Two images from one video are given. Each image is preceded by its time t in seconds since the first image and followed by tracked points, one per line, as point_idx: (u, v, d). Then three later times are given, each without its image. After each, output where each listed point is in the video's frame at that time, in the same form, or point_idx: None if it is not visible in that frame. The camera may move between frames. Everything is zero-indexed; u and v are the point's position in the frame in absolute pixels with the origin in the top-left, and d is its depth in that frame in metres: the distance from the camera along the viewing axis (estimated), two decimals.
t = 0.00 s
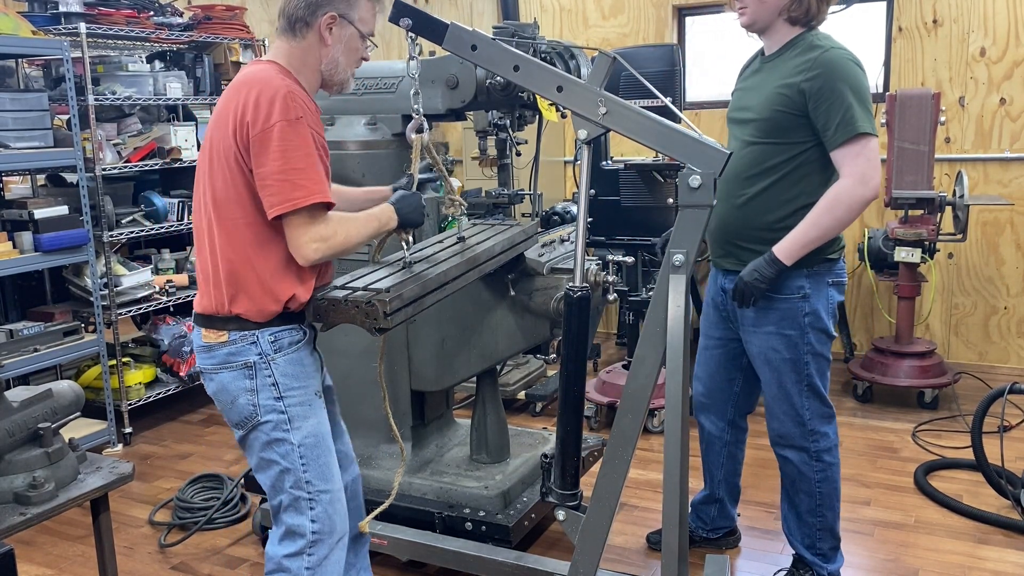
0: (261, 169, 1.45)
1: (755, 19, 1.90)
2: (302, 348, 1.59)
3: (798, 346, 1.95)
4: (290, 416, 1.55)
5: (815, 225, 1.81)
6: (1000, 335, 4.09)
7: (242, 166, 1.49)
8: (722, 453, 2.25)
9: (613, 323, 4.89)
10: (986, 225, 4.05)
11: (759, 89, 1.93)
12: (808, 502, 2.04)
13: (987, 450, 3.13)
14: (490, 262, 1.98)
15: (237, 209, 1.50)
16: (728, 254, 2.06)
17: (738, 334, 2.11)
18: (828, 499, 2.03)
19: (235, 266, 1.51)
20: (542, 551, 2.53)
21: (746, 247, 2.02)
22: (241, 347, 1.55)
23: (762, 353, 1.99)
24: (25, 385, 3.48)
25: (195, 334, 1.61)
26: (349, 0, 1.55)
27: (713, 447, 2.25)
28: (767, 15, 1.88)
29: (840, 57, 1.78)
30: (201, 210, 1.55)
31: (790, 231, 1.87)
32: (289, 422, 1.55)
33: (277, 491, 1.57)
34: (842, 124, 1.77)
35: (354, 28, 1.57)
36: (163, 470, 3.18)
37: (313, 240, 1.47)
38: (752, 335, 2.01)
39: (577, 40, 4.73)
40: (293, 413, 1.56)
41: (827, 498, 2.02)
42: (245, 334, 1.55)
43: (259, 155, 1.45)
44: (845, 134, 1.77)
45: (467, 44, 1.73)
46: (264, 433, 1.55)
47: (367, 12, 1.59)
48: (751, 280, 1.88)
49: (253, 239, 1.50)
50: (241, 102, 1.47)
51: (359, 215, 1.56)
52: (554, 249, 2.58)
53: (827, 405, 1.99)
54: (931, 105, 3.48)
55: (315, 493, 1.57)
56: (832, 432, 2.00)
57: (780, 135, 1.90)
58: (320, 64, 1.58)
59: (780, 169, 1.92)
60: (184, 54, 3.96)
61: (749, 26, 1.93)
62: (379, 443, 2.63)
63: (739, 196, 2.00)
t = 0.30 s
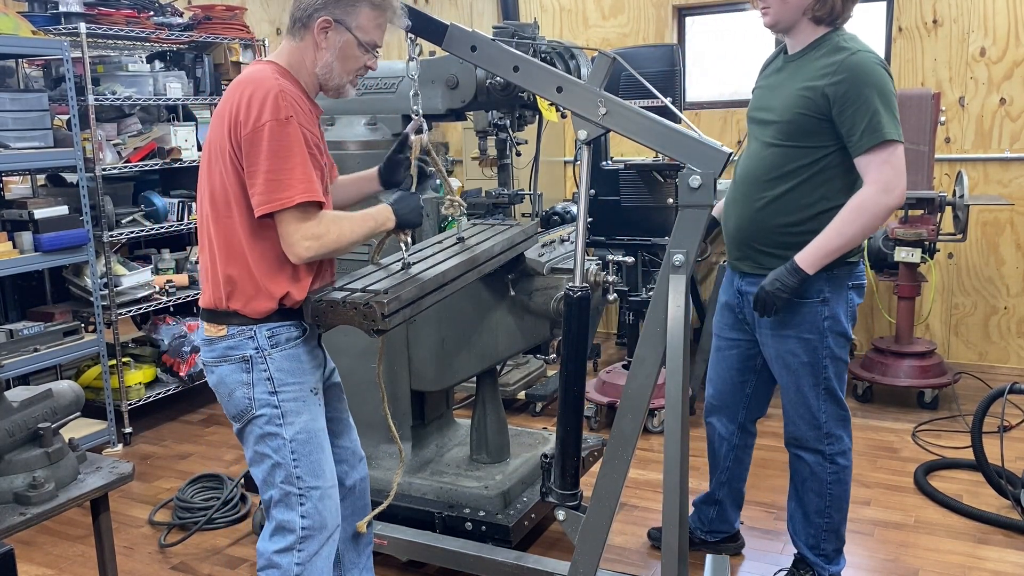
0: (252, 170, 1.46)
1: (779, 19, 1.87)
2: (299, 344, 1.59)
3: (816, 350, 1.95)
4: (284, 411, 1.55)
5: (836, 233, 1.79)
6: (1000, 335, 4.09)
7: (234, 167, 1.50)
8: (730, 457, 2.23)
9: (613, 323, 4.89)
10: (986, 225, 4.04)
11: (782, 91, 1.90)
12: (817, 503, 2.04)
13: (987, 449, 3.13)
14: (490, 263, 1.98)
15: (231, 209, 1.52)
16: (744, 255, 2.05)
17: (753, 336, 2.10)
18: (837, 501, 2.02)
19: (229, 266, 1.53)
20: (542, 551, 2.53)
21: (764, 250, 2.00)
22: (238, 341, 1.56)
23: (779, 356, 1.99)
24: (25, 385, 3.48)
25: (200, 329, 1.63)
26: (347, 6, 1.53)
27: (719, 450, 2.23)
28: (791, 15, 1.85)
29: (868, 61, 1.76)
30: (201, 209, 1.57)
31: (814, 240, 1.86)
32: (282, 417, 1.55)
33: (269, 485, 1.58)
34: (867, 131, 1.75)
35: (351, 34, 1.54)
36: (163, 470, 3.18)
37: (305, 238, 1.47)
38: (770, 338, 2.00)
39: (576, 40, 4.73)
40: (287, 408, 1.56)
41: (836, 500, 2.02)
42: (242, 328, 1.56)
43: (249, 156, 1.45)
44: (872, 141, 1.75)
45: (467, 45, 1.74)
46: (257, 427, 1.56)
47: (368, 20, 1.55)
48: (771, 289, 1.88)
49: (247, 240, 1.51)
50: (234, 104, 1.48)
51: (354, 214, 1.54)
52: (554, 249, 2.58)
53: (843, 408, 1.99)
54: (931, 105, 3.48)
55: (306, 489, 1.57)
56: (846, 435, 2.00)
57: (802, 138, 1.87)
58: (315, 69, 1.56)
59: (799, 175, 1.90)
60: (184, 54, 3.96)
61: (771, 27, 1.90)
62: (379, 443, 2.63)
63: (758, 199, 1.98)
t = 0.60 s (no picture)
0: (248, 169, 1.46)
1: (793, 18, 1.86)
2: (299, 344, 1.59)
3: (823, 352, 1.95)
4: (281, 410, 1.55)
5: (850, 235, 1.80)
6: (999, 335, 4.09)
7: (232, 167, 1.50)
8: (736, 459, 2.21)
9: (613, 323, 4.89)
10: (986, 225, 4.04)
11: (795, 91, 1.90)
12: (819, 503, 2.04)
13: (987, 450, 3.13)
14: (489, 264, 1.98)
15: (228, 209, 1.52)
16: (748, 253, 2.05)
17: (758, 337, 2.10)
18: (839, 502, 2.03)
19: (228, 265, 1.54)
20: (542, 551, 2.53)
21: (770, 250, 2.00)
22: (238, 340, 1.56)
23: (784, 357, 1.99)
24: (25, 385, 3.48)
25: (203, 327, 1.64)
26: (347, 13, 1.52)
27: (724, 451, 2.21)
28: (806, 15, 1.85)
29: (885, 64, 1.76)
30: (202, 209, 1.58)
31: (827, 243, 1.87)
32: (279, 416, 1.55)
33: (266, 483, 1.58)
34: (883, 134, 1.76)
35: (349, 41, 1.54)
36: (163, 470, 3.18)
37: (301, 238, 1.47)
38: (775, 339, 2.00)
39: (576, 40, 4.73)
40: (284, 407, 1.55)
41: (839, 500, 2.02)
42: (242, 327, 1.56)
43: (246, 156, 1.46)
44: (889, 145, 1.75)
45: (467, 47, 1.74)
46: (256, 426, 1.56)
47: (368, 28, 1.54)
48: (785, 295, 1.88)
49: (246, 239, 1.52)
50: (233, 104, 1.48)
51: (353, 215, 1.54)
52: (554, 249, 2.58)
53: (848, 411, 1.99)
54: (931, 105, 3.49)
55: (302, 489, 1.57)
56: (850, 436, 2.00)
57: (815, 139, 1.87)
58: (313, 72, 1.56)
59: (810, 176, 1.90)
60: (184, 54, 3.96)
61: (785, 27, 1.89)
62: (379, 443, 2.63)
63: (766, 198, 1.97)
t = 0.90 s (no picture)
0: (245, 167, 1.46)
1: (798, 18, 1.86)
2: (299, 344, 1.59)
3: (825, 351, 1.95)
4: (281, 410, 1.55)
5: (856, 237, 1.80)
6: (999, 335, 4.09)
7: (230, 164, 1.51)
8: (738, 459, 2.21)
9: (614, 323, 4.89)
10: (986, 225, 4.04)
11: (800, 91, 1.90)
12: (820, 503, 2.04)
13: (987, 450, 3.13)
14: (490, 265, 1.98)
15: (227, 207, 1.53)
16: (750, 252, 2.05)
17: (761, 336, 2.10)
18: (841, 502, 2.03)
19: (228, 264, 1.55)
20: (542, 551, 2.53)
21: (773, 249, 2.00)
22: (238, 339, 1.56)
23: (787, 358, 1.99)
24: (25, 385, 3.48)
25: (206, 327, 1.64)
26: (346, 19, 1.52)
27: (726, 451, 2.22)
28: (811, 15, 1.84)
29: (892, 65, 1.76)
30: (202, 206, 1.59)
31: (832, 246, 1.87)
32: (279, 415, 1.55)
33: (265, 483, 1.58)
34: (890, 135, 1.76)
35: (347, 46, 1.53)
36: (163, 470, 3.18)
37: (300, 236, 1.47)
38: (777, 339, 2.00)
39: (576, 41, 4.73)
40: (284, 406, 1.55)
41: (840, 500, 2.02)
42: (243, 326, 1.57)
43: (243, 153, 1.46)
44: (896, 147, 1.76)
45: (467, 47, 1.74)
46: (255, 425, 1.56)
47: (366, 35, 1.54)
48: (791, 297, 1.88)
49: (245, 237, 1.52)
50: (233, 102, 1.48)
51: (351, 216, 1.54)
52: (554, 249, 2.58)
53: (850, 411, 1.98)
54: (931, 105, 3.49)
55: (301, 489, 1.57)
56: (852, 436, 2.00)
57: (820, 139, 1.87)
58: (312, 73, 1.55)
59: (814, 176, 1.90)
60: (184, 54, 3.96)
61: (790, 28, 1.89)
62: (379, 443, 2.63)
63: (769, 198, 1.97)
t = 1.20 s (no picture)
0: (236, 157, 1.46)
1: (800, 19, 1.86)
2: (296, 344, 1.58)
3: (827, 351, 1.95)
4: (277, 410, 1.55)
5: (860, 237, 1.80)
6: (999, 335, 4.09)
7: (223, 160, 1.52)
8: (740, 459, 2.21)
9: (614, 323, 4.89)
10: (986, 225, 4.04)
11: (802, 92, 1.90)
12: (821, 503, 2.04)
13: (987, 450, 3.13)
14: (490, 266, 1.99)
15: (222, 203, 1.53)
16: (754, 253, 2.05)
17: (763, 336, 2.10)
18: (842, 502, 2.03)
19: (228, 261, 1.55)
20: (542, 551, 2.53)
21: (777, 250, 2.00)
22: (235, 339, 1.57)
23: (790, 357, 1.99)
24: (25, 385, 3.48)
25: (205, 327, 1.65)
26: (328, 12, 1.52)
27: (729, 451, 2.22)
28: (813, 15, 1.85)
29: (894, 66, 1.76)
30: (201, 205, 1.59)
31: (837, 247, 1.87)
32: (275, 416, 1.55)
33: (264, 484, 1.58)
34: (893, 135, 1.76)
35: (330, 39, 1.53)
36: (163, 470, 3.18)
37: (279, 220, 1.43)
38: (779, 338, 2.00)
39: (576, 41, 4.73)
40: (280, 407, 1.55)
41: (841, 500, 2.02)
42: (239, 326, 1.57)
43: (235, 146, 1.46)
44: (900, 147, 1.76)
45: (466, 48, 1.74)
46: (253, 425, 1.56)
47: (349, 28, 1.54)
48: (796, 299, 1.88)
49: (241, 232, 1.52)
50: (229, 96, 1.49)
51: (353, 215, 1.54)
52: (554, 249, 2.58)
53: (852, 411, 1.99)
54: (931, 105, 3.49)
55: (299, 490, 1.56)
56: (853, 437, 2.00)
57: (824, 140, 1.87)
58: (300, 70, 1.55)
59: (818, 176, 1.90)
60: (183, 54, 3.96)
61: (792, 29, 1.90)
62: (379, 442, 2.63)
63: (772, 199, 1.97)
